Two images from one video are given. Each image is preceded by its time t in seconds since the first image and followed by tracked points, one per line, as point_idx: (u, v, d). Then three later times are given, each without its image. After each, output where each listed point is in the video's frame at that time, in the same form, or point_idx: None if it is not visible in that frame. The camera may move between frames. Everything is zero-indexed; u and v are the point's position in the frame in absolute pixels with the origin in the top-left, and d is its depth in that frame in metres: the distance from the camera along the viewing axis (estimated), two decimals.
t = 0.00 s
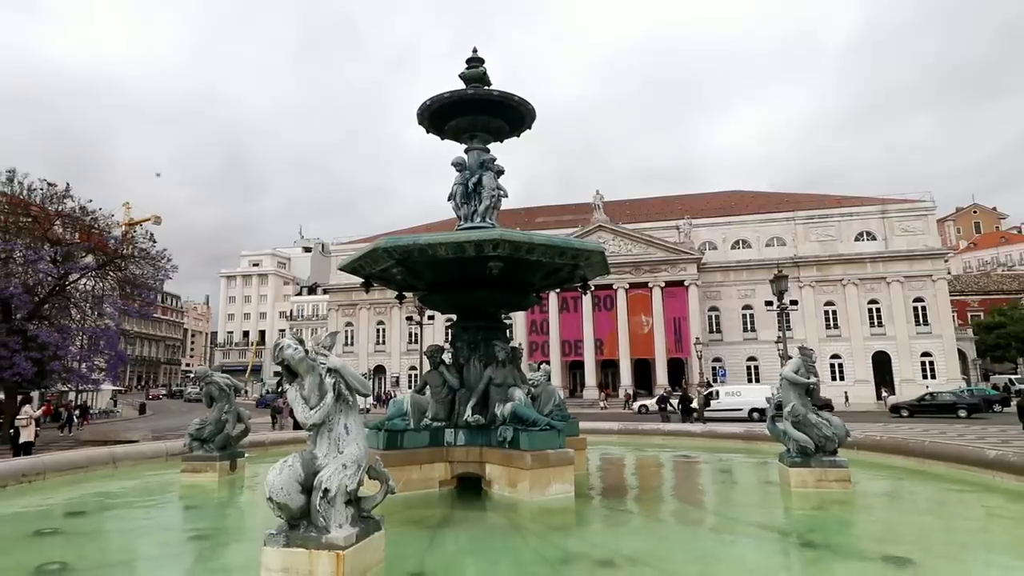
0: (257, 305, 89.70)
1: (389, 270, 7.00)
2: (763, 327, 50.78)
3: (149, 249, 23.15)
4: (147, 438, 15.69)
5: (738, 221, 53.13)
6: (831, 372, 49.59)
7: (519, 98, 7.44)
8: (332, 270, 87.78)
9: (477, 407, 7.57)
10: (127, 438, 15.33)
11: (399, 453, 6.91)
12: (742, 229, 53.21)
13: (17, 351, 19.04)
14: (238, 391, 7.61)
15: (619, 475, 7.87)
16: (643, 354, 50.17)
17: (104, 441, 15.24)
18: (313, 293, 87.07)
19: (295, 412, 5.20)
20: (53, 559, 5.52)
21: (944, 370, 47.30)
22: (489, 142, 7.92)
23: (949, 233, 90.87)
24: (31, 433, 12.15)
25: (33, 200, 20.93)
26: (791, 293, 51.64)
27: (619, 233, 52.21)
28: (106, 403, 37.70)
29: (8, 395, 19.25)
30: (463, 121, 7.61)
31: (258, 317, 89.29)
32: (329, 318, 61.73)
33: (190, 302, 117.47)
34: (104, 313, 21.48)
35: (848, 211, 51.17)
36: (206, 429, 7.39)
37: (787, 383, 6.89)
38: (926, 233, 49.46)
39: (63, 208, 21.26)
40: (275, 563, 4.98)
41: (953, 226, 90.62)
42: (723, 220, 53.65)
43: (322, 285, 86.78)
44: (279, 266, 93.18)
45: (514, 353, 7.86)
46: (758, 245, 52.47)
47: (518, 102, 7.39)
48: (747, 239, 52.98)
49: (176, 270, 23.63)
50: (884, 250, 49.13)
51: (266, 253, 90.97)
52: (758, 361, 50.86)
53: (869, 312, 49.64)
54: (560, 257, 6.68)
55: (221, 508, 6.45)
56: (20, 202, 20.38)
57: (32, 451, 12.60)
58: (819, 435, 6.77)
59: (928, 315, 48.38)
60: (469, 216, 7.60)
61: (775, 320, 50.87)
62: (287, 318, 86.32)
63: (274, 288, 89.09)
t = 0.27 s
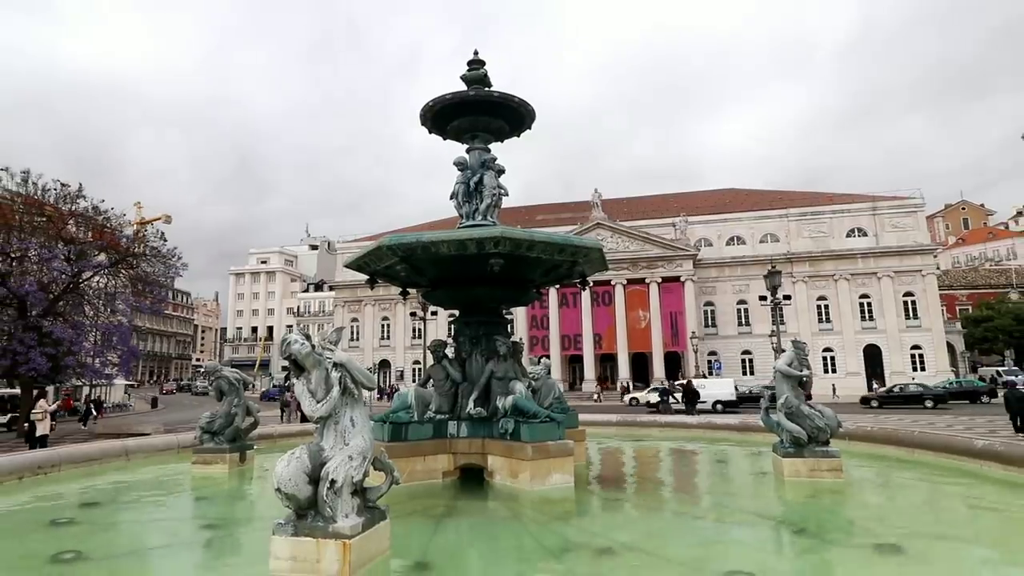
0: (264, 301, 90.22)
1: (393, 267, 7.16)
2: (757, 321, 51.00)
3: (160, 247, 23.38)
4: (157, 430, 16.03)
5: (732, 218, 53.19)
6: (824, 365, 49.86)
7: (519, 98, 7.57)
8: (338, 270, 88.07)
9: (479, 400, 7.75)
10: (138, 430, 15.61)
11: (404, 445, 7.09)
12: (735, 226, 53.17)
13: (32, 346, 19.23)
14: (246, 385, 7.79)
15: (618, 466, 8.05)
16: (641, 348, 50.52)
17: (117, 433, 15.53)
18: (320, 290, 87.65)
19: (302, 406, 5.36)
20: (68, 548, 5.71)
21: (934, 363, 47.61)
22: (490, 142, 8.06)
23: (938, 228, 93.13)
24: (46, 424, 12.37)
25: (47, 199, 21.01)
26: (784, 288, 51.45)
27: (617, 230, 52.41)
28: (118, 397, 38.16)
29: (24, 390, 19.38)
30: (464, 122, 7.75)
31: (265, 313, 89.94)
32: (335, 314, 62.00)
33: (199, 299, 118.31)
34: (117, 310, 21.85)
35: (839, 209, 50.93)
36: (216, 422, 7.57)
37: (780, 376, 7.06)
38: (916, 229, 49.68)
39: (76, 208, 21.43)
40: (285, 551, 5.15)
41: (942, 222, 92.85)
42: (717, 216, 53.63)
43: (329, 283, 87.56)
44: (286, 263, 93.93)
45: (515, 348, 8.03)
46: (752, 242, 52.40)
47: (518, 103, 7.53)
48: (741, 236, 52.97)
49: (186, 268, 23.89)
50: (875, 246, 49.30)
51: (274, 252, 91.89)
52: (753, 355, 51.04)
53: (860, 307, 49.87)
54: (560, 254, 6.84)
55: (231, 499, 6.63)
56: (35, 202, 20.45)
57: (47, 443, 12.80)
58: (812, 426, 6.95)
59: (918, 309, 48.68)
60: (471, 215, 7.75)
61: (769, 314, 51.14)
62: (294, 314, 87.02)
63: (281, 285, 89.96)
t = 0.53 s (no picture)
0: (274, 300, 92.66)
1: (396, 268, 7.33)
2: (750, 319, 51.48)
3: (169, 249, 23.67)
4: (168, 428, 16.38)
5: (725, 218, 53.46)
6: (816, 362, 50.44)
7: (518, 103, 7.72)
8: (343, 270, 88.26)
9: (480, 397, 7.93)
10: (148, 429, 15.89)
11: (407, 440, 7.27)
12: (728, 226, 53.50)
13: (46, 345, 19.32)
14: (254, 382, 7.99)
15: (616, 460, 8.23)
16: (638, 346, 51.10)
17: (129, 431, 15.93)
18: (325, 290, 88.47)
19: (308, 403, 5.53)
20: (82, 541, 5.91)
21: (923, 359, 48.17)
22: (490, 145, 8.20)
23: (926, 228, 95.20)
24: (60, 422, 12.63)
25: (59, 203, 21.08)
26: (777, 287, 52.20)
27: (614, 230, 52.52)
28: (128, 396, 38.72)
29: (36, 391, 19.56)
30: (464, 126, 7.88)
31: (272, 312, 91.83)
32: (339, 313, 62.40)
33: (206, 299, 119.47)
34: (128, 310, 21.95)
35: (830, 210, 51.45)
36: (225, 419, 7.77)
37: (774, 372, 7.24)
38: (905, 229, 49.98)
39: (88, 211, 21.62)
40: (292, 543, 5.32)
41: (930, 222, 94.82)
42: (710, 216, 54.04)
43: (334, 282, 88.45)
44: (292, 264, 95.37)
45: (515, 346, 8.21)
46: (746, 242, 52.90)
47: (517, 107, 7.67)
48: (734, 237, 53.34)
49: (195, 269, 24.08)
50: (865, 246, 49.59)
51: (279, 253, 93.11)
52: (747, 351, 51.53)
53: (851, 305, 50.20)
54: (558, 254, 7.00)
55: (239, 494, 6.83)
56: (47, 206, 20.65)
57: (60, 440, 13.04)
58: (804, 421, 7.13)
59: (907, 307, 48.94)
60: (471, 216, 7.92)
61: (763, 313, 51.63)
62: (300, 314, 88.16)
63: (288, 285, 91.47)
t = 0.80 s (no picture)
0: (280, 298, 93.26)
1: (401, 266, 7.45)
2: (749, 319, 51.81)
3: (180, 247, 23.99)
4: (178, 422, 16.69)
5: (726, 220, 54.32)
6: (813, 361, 50.77)
7: (522, 105, 7.81)
8: (349, 268, 88.82)
9: (483, 394, 8.05)
10: (157, 423, 16.21)
11: (411, 436, 7.39)
12: (728, 227, 54.25)
13: (59, 340, 19.48)
14: (261, 378, 8.13)
15: (616, 456, 8.34)
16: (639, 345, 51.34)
17: (140, 425, 16.27)
18: (332, 288, 89.48)
19: (314, 398, 5.66)
20: (93, 531, 6.05)
21: (921, 360, 48.15)
22: (494, 147, 8.30)
23: (924, 230, 96.51)
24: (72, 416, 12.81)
25: (73, 201, 21.37)
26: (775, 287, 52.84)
27: (616, 232, 53.08)
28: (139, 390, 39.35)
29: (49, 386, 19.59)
30: (469, 127, 7.98)
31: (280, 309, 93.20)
32: (345, 310, 62.84)
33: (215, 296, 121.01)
34: (139, 307, 22.43)
35: (830, 211, 51.91)
36: (233, 413, 7.91)
37: (772, 371, 7.33)
38: (903, 231, 50.38)
39: (101, 209, 21.81)
40: (297, 536, 5.44)
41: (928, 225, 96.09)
42: (712, 218, 54.90)
43: (340, 281, 89.35)
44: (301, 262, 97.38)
45: (518, 344, 8.34)
46: (746, 243, 53.55)
47: (521, 109, 7.77)
48: (734, 237, 54.05)
49: (204, 267, 24.47)
50: (863, 248, 50.09)
51: (289, 251, 94.93)
52: (746, 351, 51.60)
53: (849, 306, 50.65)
54: (561, 254, 7.11)
55: (247, 487, 6.97)
56: (60, 204, 20.72)
57: (72, 433, 13.25)
58: (802, 420, 7.23)
59: (905, 308, 49.30)
60: (475, 216, 8.02)
61: (761, 313, 52.02)
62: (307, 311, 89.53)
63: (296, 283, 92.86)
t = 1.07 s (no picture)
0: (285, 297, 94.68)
1: (405, 266, 7.56)
2: (748, 318, 52.21)
3: (188, 247, 24.15)
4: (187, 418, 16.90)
5: (726, 221, 54.45)
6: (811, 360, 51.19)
7: (524, 107, 7.92)
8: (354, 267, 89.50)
9: (486, 392, 8.16)
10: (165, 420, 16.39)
11: (415, 433, 7.50)
12: (727, 228, 54.49)
13: (70, 338, 19.63)
14: (268, 375, 8.25)
15: (616, 453, 8.45)
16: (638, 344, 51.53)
17: (148, 422, 16.48)
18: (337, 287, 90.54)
19: (320, 396, 5.76)
20: (102, 527, 6.17)
21: (916, 358, 48.70)
22: (496, 149, 8.40)
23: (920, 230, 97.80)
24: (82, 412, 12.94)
25: (84, 203, 21.55)
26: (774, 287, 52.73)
27: (616, 232, 53.41)
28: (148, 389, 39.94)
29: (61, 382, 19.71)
30: (471, 130, 8.09)
31: (287, 309, 95.07)
32: (350, 310, 63.18)
33: (223, 296, 122.52)
34: (149, 306, 22.50)
35: (826, 211, 52.07)
36: (240, 411, 8.04)
37: (771, 370, 7.43)
38: (899, 231, 50.87)
39: (111, 210, 22.01)
40: (303, 531, 5.54)
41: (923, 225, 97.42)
42: (711, 219, 55.07)
43: (345, 279, 90.07)
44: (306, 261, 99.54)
45: (520, 343, 8.45)
46: (744, 243, 53.84)
47: (523, 112, 7.87)
48: (733, 238, 54.23)
49: (212, 266, 24.64)
50: (859, 248, 50.38)
51: (294, 251, 96.94)
52: (744, 350, 52.14)
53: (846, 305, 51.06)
54: (562, 254, 7.20)
55: (254, 483, 7.10)
56: (71, 205, 21.04)
57: (81, 429, 13.40)
58: (800, 417, 7.33)
59: (901, 307, 49.68)
60: (478, 217, 8.13)
61: (760, 312, 52.40)
62: (313, 310, 91.03)
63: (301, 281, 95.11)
